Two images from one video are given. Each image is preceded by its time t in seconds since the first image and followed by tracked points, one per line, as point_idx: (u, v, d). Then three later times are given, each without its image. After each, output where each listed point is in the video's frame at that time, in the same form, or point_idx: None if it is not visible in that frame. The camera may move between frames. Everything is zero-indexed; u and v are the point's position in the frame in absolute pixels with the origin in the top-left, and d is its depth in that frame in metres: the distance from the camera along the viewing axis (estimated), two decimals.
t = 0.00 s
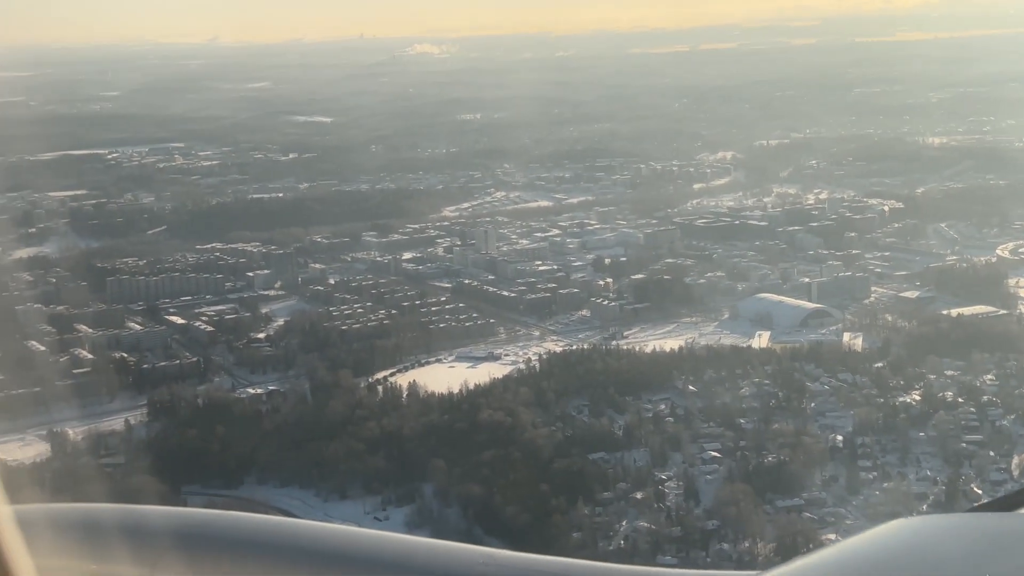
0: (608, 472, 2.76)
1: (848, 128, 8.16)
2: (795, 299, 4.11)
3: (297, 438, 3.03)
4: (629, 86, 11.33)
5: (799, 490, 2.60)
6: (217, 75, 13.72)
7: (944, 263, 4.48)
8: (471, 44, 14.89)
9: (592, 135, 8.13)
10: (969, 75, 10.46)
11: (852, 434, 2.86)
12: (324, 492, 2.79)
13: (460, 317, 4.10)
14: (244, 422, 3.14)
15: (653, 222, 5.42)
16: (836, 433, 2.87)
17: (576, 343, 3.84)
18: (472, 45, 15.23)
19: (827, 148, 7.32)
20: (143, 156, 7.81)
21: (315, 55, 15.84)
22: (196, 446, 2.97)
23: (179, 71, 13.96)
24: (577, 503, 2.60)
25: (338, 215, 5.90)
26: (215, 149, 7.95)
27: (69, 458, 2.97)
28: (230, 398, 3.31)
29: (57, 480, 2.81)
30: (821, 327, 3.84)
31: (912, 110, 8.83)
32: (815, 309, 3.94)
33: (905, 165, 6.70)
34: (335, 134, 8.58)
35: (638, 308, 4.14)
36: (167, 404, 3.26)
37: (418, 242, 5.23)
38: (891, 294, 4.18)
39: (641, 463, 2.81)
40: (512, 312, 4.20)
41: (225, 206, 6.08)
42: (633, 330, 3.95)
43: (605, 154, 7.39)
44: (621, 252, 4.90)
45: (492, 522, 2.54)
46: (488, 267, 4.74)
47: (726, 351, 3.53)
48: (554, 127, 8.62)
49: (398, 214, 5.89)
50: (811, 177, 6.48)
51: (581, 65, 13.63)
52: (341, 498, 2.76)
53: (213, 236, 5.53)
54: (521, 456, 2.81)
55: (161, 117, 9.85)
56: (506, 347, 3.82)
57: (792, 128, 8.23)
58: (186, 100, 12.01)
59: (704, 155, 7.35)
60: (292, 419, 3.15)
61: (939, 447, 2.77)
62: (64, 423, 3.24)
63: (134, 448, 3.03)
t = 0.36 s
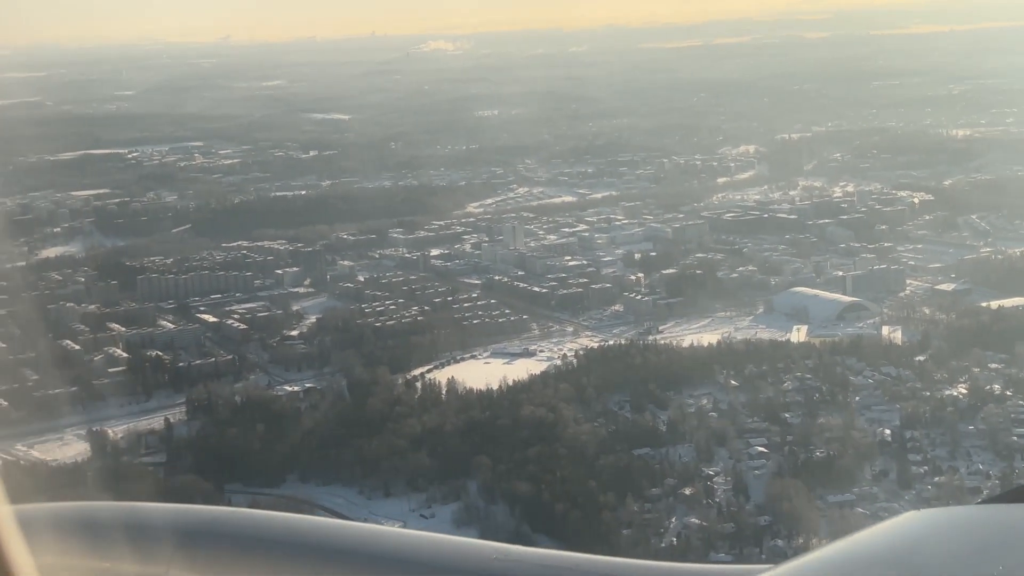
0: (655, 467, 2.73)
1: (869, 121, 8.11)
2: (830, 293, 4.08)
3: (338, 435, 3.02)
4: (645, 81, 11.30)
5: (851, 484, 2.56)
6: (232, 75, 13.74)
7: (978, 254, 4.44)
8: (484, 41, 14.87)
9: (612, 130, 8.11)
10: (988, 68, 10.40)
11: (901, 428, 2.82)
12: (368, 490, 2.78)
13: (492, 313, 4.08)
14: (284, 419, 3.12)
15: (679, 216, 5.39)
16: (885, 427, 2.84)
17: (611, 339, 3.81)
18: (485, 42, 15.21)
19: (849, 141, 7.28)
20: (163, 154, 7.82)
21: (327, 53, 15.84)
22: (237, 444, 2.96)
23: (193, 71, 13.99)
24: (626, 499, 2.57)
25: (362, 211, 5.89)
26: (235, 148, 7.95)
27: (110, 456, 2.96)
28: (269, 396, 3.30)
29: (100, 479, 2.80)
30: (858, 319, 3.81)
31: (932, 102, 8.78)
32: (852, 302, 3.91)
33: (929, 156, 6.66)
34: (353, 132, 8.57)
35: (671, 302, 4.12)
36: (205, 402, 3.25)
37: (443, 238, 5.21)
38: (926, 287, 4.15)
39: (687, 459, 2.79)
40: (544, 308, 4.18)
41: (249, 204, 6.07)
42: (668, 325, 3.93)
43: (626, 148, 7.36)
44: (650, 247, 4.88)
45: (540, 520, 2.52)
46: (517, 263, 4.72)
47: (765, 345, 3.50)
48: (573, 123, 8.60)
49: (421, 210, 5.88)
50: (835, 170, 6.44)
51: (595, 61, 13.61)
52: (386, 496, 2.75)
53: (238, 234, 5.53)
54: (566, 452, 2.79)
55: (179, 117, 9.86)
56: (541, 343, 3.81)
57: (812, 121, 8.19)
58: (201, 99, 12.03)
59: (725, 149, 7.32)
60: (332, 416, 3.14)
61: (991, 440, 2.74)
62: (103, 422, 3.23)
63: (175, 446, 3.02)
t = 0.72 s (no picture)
0: (700, 467, 2.70)
1: (888, 117, 8.07)
2: (862, 288, 4.05)
3: (379, 438, 3.00)
4: (658, 80, 11.27)
5: (902, 480, 2.53)
6: (244, 79, 13.78)
7: (1010, 249, 4.40)
8: (495, 43, 14.87)
9: (629, 129, 8.09)
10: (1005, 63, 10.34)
11: (948, 424, 2.79)
12: (411, 492, 2.76)
13: (523, 313, 4.06)
14: (321, 422, 3.10)
15: (704, 214, 5.37)
16: (931, 424, 2.80)
17: (645, 338, 3.79)
18: (496, 43, 15.21)
19: (870, 137, 7.25)
20: (181, 158, 7.83)
21: (338, 55, 15.87)
22: (277, 448, 2.94)
23: (205, 76, 14.02)
24: (674, 500, 2.54)
25: (384, 213, 5.88)
26: (252, 151, 7.96)
27: (148, 461, 2.95)
28: (305, 398, 3.28)
29: (141, 484, 2.79)
30: (892, 315, 3.78)
31: (951, 97, 8.73)
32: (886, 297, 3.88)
33: (952, 151, 6.62)
34: (369, 133, 8.56)
35: (702, 300, 4.09)
36: (241, 406, 3.23)
37: (468, 238, 5.20)
38: (959, 282, 4.11)
39: (732, 458, 2.76)
40: (573, 307, 4.16)
41: (270, 206, 6.06)
42: (700, 323, 3.90)
43: (645, 147, 7.34)
44: (677, 246, 4.85)
45: (587, 521, 2.49)
46: (544, 262, 4.69)
47: (801, 343, 3.47)
48: (589, 123, 8.58)
49: (443, 211, 5.86)
50: (857, 167, 6.41)
51: (607, 60, 13.60)
52: (429, 498, 2.72)
53: (261, 237, 5.52)
54: (609, 453, 2.77)
55: (194, 121, 9.87)
56: (574, 343, 3.78)
57: (831, 118, 8.16)
58: (214, 103, 12.06)
59: (744, 146, 7.29)
60: (371, 419, 3.12)
61: None
62: (139, 427, 3.22)
63: (213, 450, 3.01)
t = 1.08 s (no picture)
0: (740, 467, 2.68)
1: (902, 114, 8.05)
2: (891, 286, 4.03)
3: (413, 443, 2.99)
4: (669, 80, 11.25)
5: (947, 478, 2.50)
6: (253, 85, 13.78)
7: None
8: (502, 45, 14.85)
9: (643, 130, 8.07)
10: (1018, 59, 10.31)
11: (989, 422, 2.76)
12: (449, 496, 2.75)
13: (549, 315, 4.04)
14: (354, 427, 3.08)
15: (725, 213, 5.35)
16: (972, 422, 2.78)
17: (673, 339, 3.77)
18: (504, 46, 15.20)
19: (886, 135, 7.22)
20: (195, 164, 7.82)
21: (345, 60, 15.86)
22: (311, 453, 2.93)
23: (214, 83, 14.03)
24: (716, 500, 2.52)
25: (402, 216, 5.87)
26: (266, 156, 7.95)
27: (181, 468, 2.93)
28: (337, 403, 3.26)
29: (176, 491, 2.77)
30: (922, 312, 3.76)
31: (965, 94, 8.71)
32: (916, 295, 3.85)
33: (970, 147, 6.59)
34: (382, 137, 8.55)
35: (729, 300, 4.07)
36: (273, 411, 3.22)
37: (488, 241, 5.18)
38: (988, 279, 4.09)
39: (772, 458, 2.73)
40: (599, 308, 4.14)
41: (287, 211, 6.05)
42: (728, 323, 3.88)
43: (660, 147, 7.32)
44: (700, 246, 4.83)
45: (629, 523, 2.47)
46: (568, 264, 4.67)
47: (833, 342, 3.45)
48: (602, 124, 8.57)
49: (462, 214, 5.85)
50: (875, 164, 6.39)
51: (615, 61, 13.59)
52: (466, 501, 2.71)
53: (280, 241, 5.50)
54: (648, 454, 2.74)
55: (205, 127, 9.87)
56: (603, 344, 3.76)
57: (845, 117, 8.14)
58: (224, 108, 12.06)
59: (760, 145, 7.27)
60: (404, 424, 3.10)
61: None
62: (170, 433, 3.21)
63: (247, 456, 2.99)
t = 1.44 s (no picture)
0: (785, 466, 2.64)
1: (918, 111, 8.02)
2: (922, 283, 3.99)
3: (450, 445, 2.96)
4: (680, 80, 11.22)
5: (996, 475, 2.47)
6: (261, 91, 13.77)
7: None
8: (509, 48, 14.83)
9: (657, 130, 8.05)
10: None
11: None
12: (489, 498, 2.72)
13: (577, 316, 4.01)
14: (389, 431, 3.05)
15: (747, 212, 5.32)
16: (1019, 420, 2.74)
17: (704, 339, 3.74)
18: (511, 48, 15.18)
19: (902, 132, 7.20)
20: (209, 169, 7.81)
21: (351, 64, 15.85)
22: (348, 457, 2.91)
23: (222, 88, 14.02)
24: (763, 500, 2.49)
25: (422, 219, 5.85)
26: (280, 161, 7.93)
27: (217, 473, 2.91)
28: (370, 406, 3.24)
29: (213, 497, 2.75)
30: (956, 308, 3.73)
31: (980, 90, 8.68)
32: (948, 291, 3.82)
33: (990, 143, 6.57)
34: (395, 140, 8.52)
35: (758, 299, 4.05)
36: (307, 415, 3.19)
37: (510, 242, 5.16)
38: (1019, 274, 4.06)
39: (814, 456, 2.70)
40: (627, 309, 4.12)
41: (305, 215, 6.03)
42: (759, 322, 3.85)
43: (676, 147, 7.30)
44: (724, 245, 4.80)
45: (675, 525, 2.44)
46: (592, 264, 4.65)
47: (868, 339, 3.42)
48: (615, 124, 8.55)
49: (482, 215, 5.83)
50: (894, 161, 6.36)
51: (624, 62, 13.57)
52: (507, 504, 2.68)
53: (300, 245, 5.49)
54: (690, 454, 2.71)
55: (217, 134, 9.86)
56: (633, 344, 3.74)
57: (860, 114, 8.11)
58: (233, 114, 12.05)
59: (776, 144, 7.25)
60: (439, 426, 3.08)
61: None
62: (201, 439, 3.19)
63: (282, 462, 2.97)
